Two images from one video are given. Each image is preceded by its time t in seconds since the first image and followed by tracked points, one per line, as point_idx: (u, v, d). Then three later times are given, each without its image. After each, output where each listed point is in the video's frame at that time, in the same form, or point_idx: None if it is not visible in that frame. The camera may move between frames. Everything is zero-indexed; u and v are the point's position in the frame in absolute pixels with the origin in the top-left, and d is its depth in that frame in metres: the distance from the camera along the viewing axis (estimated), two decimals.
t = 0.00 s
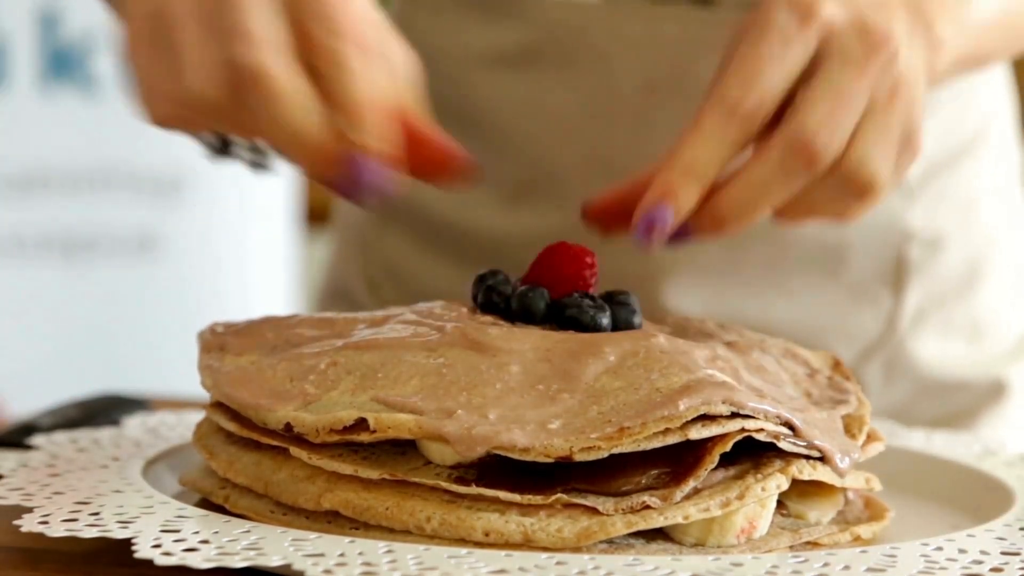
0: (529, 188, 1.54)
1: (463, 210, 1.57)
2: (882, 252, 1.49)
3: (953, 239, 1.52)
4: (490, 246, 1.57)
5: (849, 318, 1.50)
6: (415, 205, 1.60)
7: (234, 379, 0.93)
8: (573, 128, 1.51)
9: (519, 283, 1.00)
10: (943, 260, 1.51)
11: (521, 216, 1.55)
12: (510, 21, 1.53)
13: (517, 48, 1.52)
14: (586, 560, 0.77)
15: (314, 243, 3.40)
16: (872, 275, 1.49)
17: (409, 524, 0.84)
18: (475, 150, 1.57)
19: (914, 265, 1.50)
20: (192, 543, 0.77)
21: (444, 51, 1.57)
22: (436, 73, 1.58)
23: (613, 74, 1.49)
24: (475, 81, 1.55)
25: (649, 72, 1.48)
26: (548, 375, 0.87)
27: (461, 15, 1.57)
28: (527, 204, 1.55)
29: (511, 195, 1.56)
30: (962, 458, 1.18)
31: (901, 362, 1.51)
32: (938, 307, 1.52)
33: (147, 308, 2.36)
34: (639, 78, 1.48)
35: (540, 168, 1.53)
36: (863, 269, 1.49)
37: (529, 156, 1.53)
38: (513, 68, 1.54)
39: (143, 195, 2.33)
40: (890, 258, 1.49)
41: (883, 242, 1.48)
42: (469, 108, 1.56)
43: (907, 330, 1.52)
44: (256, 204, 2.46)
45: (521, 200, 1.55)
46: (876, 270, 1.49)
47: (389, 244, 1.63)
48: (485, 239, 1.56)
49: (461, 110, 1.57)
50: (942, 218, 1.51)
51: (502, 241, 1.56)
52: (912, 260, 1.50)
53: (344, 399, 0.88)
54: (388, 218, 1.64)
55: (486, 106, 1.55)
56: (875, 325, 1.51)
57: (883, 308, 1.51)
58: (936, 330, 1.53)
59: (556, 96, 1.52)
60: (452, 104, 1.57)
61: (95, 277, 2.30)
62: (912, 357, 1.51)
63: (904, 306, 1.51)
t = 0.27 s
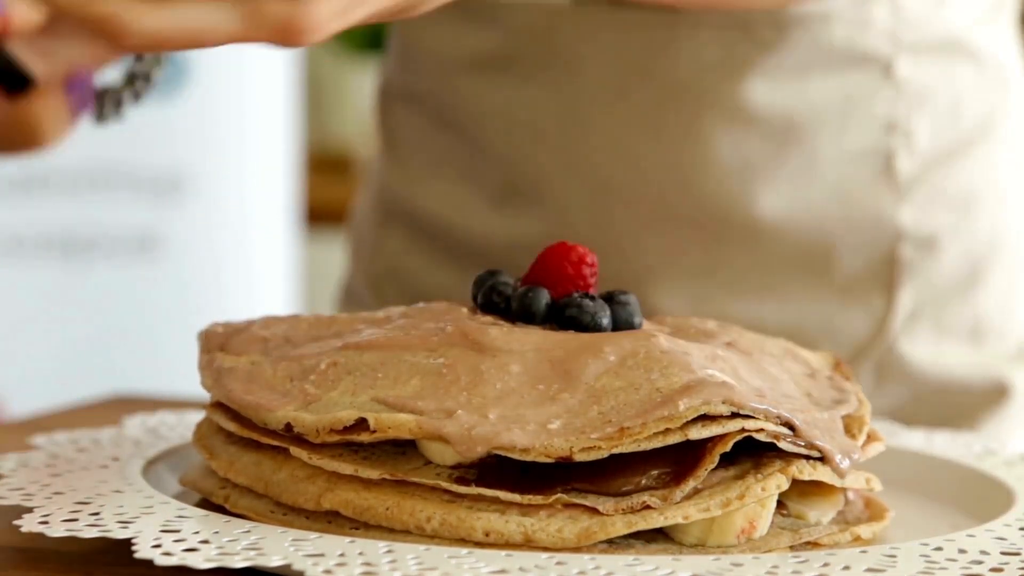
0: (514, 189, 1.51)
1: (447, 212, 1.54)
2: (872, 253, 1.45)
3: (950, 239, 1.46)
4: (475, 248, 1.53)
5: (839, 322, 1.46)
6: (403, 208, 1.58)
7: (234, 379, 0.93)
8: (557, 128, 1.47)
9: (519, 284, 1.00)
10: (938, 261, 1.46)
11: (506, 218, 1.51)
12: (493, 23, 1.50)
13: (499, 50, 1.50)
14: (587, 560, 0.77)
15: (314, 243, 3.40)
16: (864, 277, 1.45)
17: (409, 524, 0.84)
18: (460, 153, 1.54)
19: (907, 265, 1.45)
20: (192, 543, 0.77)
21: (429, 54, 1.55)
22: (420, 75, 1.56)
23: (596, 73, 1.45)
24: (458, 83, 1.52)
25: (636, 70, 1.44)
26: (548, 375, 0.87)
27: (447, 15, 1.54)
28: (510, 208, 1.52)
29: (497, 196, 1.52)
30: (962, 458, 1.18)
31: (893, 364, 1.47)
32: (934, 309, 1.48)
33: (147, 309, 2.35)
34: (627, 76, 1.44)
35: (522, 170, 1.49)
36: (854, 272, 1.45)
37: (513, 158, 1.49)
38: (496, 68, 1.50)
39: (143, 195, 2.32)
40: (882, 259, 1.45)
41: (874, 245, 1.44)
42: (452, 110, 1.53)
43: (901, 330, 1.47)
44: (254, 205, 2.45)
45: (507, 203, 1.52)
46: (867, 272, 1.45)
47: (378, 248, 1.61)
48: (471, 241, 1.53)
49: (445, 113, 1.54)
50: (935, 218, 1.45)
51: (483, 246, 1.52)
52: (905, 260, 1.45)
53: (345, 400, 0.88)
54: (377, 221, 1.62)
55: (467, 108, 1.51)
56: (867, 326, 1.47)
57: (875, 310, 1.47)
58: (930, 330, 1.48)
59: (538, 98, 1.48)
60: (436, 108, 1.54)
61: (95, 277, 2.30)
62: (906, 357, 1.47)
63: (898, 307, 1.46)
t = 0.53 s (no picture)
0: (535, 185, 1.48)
1: (464, 207, 1.52)
2: (894, 251, 1.44)
3: (968, 238, 1.46)
4: (493, 245, 1.51)
5: (859, 320, 1.45)
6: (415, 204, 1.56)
7: (234, 379, 0.93)
8: (582, 124, 1.44)
9: (520, 283, 1.00)
10: (955, 260, 1.45)
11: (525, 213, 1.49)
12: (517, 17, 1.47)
13: (521, 45, 1.47)
14: (587, 560, 0.77)
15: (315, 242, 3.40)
16: (886, 275, 1.44)
17: (409, 524, 0.84)
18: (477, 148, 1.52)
19: (925, 265, 1.45)
20: (192, 543, 0.77)
21: (447, 52, 1.52)
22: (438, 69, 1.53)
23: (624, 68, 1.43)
24: (479, 77, 1.49)
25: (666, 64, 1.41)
26: (548, 375, 0.87)
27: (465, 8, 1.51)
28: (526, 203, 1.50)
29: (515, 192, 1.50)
30: (963, 458, 1.18)
31: (910, 364, 1.47)
32: (949, 308, 1.47)
33: (148, 308, 2.35)
34: (653, 70, 1.41)
35: (546, 165, 1.46)
36: (874, 270, 1.44)
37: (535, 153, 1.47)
38: (519, 62, 1.48)
39: (143, 195, 2.32)
40: (902, 259, 1.44)
41: (896, 243, 1.43)
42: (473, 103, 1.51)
43: (916, 331, 1.46)
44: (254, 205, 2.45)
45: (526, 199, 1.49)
46: (888, 270, 1.44)
47: (388, 244, 1.59)
48: (490, 237, 1.50)
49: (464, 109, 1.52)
50: (954, 218, 1.45)
51: (495, 243, 1.50)
52: (925, 260, 1.44)
53: (345, 400, 0.88)
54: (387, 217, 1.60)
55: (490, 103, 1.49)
56: (887, 325, 1.46)
57: (893, 308, 1.46)
58: (945, 332, 1.47)
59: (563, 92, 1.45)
60: (454, 103, 1.52)
61: (95, 277, 2.30)
62: (924, 359, 1.46)
63: (915, 304, 1.45)
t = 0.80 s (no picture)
0: (529, 187, 1.48)
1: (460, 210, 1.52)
2: (890, 252, 1.43)
3: (965, 236, 1.45)
4: (487, 247, 1.51)
5: (857, 322, 1.45)
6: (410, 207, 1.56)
7: (235, 380, 0.93)
8: (573, 127, 1.44)
9: (519, 283, 1.00)
10: (952, 260, 1.45)
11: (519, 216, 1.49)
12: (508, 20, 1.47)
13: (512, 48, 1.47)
14: (587, 560, 0.77)
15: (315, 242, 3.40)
16: (881, 277, 1.44)
17: (409, 524, 0.84)
18: (473, 151, 1.52)
19: (922, 266, 1.44)
20: (192, 543, 0.77)
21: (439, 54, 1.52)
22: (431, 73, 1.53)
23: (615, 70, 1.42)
24: (471, 80, 1.50)
25: (655, 66, 1.41)
26: (548, 375, 0.87)
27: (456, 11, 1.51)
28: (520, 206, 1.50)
29: (509, 195, 1.50)
30: (962, 458, 1.18)
31: (910, 363, 1.46)
32: (948, 308, 1.46)
33: (146, 309, 2.35)
34: (644, 75, 1.41)
35: (540, 168, 1.46)
36: (870, 273, 1.44)
37: (527, 156, 1.47)
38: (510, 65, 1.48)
39: (144, 196, 2.32)
40: (898, 262, 1.44)
41: (890, 244, 1.43)
42: (465, 108, 1.51)
43: (915, 331, 1.46)
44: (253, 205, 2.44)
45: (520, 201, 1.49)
46: (882, 272, 1.44)
47: (381, 248, 1.60)
48: (484, 240, 1.50)
49: (459, 113, 1.52)
50: (953, 217, 1.44)
51: (492, 246, 1.50)
52: (922, 261, 1.44)
53: (345, 400, 0.88)
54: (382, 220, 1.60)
55: (482, 105, 1.49)
56: (884, 325, 1.46)
57: (890, 310, 1.46)
58: (945, 330, 1.47)
59: (555, 96, 1.45)
60: (449, 105, 1.52)
61: (95, 278, 2.30)
62: (922, 359, 1.46)
63: (914, 306, 1.45)
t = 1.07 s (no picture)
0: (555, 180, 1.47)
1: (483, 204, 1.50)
2: (914, 254, 1.43)
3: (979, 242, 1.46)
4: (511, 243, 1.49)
5: (877, 325, 1.44)
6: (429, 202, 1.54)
7: (235, 380, 0.93)
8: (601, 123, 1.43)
9: (519, 283, 1.00)
10: (967, 264, 1.45)
11: (544, 211, 1.48)
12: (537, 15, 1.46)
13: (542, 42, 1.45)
14: (586, 560, 0.77)
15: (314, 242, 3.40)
16: (902, 278, 1.44)
17: (409, 524, 0.84)
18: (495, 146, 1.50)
19: (941, 269, 1.44)
20: (192, 543, 0.77)
21: (468, 45, 1.50)
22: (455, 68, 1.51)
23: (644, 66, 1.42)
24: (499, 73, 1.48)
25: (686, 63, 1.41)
26: (548, 375, 0.87)
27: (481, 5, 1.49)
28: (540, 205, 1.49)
29: (532, 190, 1.48)
30: (963, 458, 1.18)
31: (927, 368, 1.46)
32: (960, 314, 1.47)
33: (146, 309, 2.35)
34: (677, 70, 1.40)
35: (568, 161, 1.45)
36: (891, 274, 1.43)
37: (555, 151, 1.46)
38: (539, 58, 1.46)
39: (144, 196, 2.32)
40: (920, 262, 1.44)
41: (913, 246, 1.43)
42: (490, 106, 1.49)
43: (932, 336, 1.46)
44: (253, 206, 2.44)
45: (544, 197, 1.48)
46: (905, 273, 1.44)
47: (395, 242, 1.58)
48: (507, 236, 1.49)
49: (484, 105, 1.50)
50: (969, 222, 1.45)
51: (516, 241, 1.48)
52: (941, 265, 1.44)
53: (344, 400, 0.88)
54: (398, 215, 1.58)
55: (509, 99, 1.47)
56: (902, 327, 1.45)
57: (909, 311, 1.45)
58: (959, 336, 1.47)
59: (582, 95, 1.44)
60: (473, 98, 1.50)
61: (94, 278, 2.29)
62: (938, 365, 1.46)
63: (931, 309, 1.45)
